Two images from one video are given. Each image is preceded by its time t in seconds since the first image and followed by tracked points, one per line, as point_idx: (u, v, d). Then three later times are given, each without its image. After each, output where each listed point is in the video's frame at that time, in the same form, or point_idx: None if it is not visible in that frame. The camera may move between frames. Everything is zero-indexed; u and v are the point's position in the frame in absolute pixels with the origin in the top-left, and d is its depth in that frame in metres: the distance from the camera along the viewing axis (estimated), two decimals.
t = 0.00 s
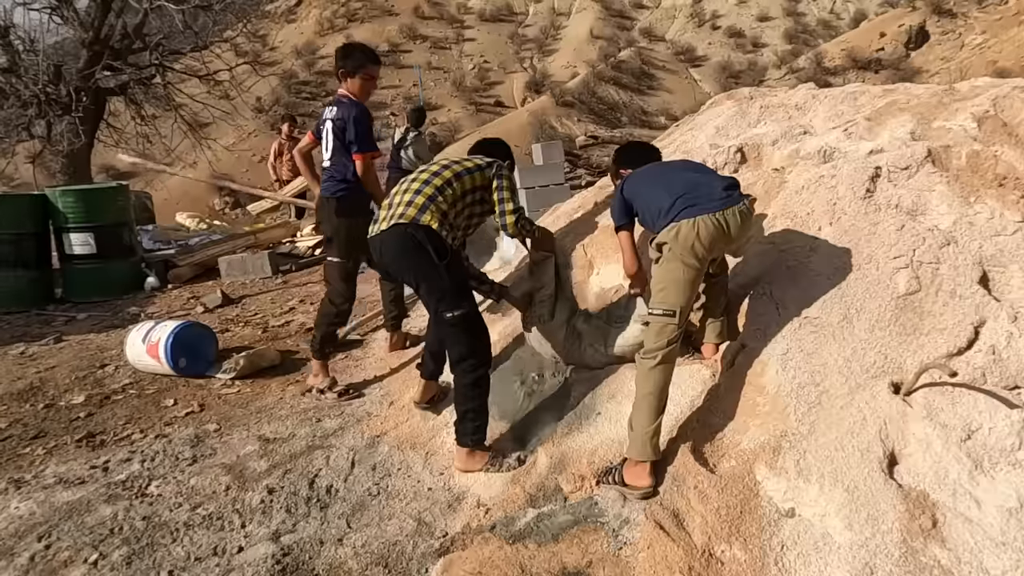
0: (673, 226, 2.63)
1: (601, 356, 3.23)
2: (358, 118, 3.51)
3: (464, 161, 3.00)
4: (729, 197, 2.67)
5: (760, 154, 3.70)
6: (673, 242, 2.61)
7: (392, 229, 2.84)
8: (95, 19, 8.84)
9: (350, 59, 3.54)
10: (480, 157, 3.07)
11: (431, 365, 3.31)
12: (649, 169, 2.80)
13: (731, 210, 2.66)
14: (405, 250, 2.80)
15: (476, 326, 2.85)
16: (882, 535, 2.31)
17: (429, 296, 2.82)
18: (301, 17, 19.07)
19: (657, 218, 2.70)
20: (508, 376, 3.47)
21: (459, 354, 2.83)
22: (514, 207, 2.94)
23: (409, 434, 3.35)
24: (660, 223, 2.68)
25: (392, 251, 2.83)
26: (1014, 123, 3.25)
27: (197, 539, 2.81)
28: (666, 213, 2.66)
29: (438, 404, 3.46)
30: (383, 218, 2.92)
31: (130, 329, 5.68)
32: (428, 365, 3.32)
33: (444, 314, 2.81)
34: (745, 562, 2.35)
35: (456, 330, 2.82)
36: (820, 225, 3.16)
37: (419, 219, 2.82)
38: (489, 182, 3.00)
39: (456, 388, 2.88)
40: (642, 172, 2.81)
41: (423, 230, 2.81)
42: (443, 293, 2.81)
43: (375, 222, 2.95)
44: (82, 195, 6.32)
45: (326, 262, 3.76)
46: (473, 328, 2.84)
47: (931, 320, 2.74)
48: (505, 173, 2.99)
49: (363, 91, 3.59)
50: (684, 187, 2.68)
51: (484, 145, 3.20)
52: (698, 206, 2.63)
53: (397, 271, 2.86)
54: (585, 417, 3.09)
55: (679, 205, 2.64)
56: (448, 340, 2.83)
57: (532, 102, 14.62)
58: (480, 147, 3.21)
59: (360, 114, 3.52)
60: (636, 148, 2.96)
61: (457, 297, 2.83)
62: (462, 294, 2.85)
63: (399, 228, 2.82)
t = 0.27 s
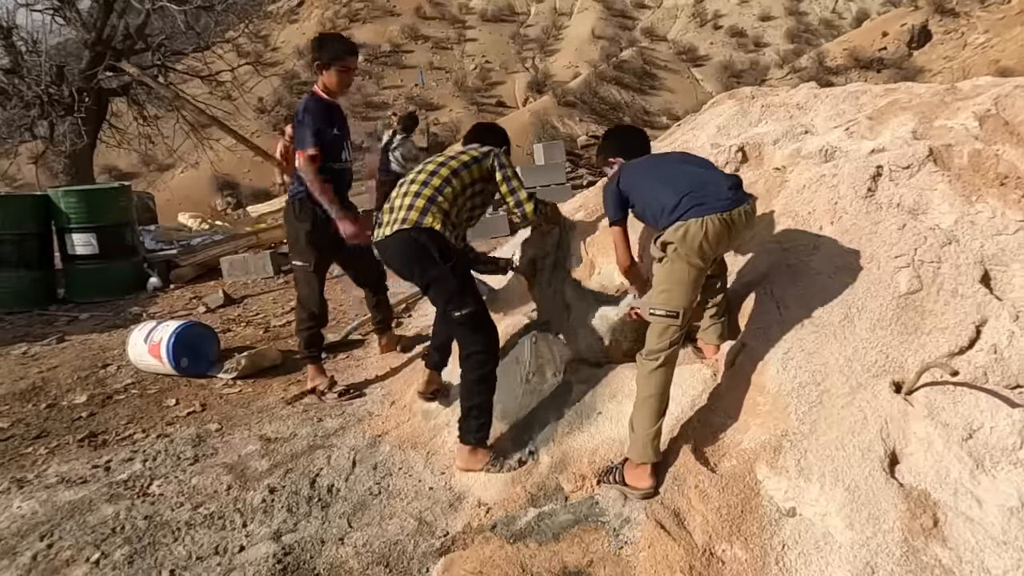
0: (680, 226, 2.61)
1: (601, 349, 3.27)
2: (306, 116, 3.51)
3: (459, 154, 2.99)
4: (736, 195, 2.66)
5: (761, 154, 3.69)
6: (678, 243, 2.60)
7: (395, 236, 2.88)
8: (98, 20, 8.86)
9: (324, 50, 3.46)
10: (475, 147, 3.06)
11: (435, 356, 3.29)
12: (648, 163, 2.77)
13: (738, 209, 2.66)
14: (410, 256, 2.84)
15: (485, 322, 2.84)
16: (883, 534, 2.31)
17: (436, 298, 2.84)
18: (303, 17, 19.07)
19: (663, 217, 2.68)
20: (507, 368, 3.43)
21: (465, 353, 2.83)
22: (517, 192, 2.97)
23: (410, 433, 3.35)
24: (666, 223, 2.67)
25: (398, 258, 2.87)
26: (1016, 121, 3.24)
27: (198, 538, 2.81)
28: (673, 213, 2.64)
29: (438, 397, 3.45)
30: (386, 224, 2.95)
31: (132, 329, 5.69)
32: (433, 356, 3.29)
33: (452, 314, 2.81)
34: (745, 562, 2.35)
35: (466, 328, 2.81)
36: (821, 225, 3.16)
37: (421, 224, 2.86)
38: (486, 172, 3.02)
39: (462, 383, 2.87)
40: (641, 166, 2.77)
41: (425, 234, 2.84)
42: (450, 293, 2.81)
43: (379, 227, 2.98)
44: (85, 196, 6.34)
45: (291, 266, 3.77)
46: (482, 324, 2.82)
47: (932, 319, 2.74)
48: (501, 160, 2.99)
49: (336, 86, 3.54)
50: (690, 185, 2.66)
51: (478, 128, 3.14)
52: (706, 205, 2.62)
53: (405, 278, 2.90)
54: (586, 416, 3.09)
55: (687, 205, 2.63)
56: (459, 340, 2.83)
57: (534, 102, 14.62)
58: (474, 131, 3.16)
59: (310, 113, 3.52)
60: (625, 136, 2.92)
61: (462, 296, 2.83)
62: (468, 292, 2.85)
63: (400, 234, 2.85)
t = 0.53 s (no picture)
0: (686, 227, 2.58)
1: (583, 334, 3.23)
2: (291, 115, 3.46)
3: (454, 154, 3.04)
4: (741, 195, 2.66)
5: (764, 153, 3.69)
6: (683, 245, 2.58)
7: (391, 237, 2.95)
8: (101, 21, 8.89)
9: (316, 47, 3.46)
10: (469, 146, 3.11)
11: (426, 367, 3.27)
12: (645, 150, 2.70)
13: (743, 211, 2.67)
14: (404, 256, 2.91)
15: (476, 321, 2.92)
16: (887, 534, 2.30)
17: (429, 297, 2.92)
18: (305, 18, 19.08)
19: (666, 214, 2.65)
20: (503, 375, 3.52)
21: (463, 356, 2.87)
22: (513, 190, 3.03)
23: (413, 433, 3.35)
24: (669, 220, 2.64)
25: (394, 258, 2.95)
26: (1020, 120, 3.23)
27: (203, 538, 2.81)
28: (680, 212, 2.61)
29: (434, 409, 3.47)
30: (382, 226, 3.02)
31: (136, 329, 5.70)
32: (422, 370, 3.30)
33: (443, 312, 2.90)
34: (749, 562, 2.35)
35: (457, 327, 2.89)
36: (824, 224, 3.16)
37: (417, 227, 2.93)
38: (481, 172, 3.06)
39: (456, 381, 2.91)
40: (640, 154, 2.70)
41: (421, 236, 2.92)
42: (443, 292, 2.89)
43: (375, 227, 3.05)
44: (88, 196, 6.35)
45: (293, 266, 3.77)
46: (473, 322, 2.91)
47: (936, 319, 2.73)
48: (496, 161, 3.04)
49: (326, 85, 3.56)
50: (692, 180, 2.63)
51: (473, 125, 3.18)
52: (711, 204, 2.59)
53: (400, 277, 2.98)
54: (588, 417, 3.09)
55: (692, 203, 2.60)
56: (450, 337, 2.91)
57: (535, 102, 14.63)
58: (469, 128, 3.21)
59: (296, 111, 3.47)
60: (613, 117, 2.84)
61: (454, 294, 2.90)
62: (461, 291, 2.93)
63: (396, 235, 2.93)
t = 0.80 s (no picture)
0: (687, 228, 2.58)
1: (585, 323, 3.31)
2: (291, 118, 3.46)
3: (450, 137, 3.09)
4: (742, 195, 2.67)
5: (767, 153, 3.68)
6: (685, 245, 2.57)
7: (379, 209, 2.97)
8: (104, 22, 8.91)
9: (319, 47, 3.45)
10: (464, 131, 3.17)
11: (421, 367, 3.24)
12: (650, 145, 2.65)
13: (748, 212, 2.68)
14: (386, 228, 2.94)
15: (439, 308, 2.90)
16: (891, 534, 2.30)
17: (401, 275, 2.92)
18: (307, 18, 19.10)
19: (671, 213, 2.64)
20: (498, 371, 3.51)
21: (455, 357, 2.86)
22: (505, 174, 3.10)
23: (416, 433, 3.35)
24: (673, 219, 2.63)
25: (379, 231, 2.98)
26: None
27: (206, 538, 2.82)
28: (686, 213, 2.60)
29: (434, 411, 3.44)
30: (374, 198, 3.03)
31: (139, 329, 5.71)
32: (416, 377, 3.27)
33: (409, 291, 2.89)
34: (753, 562, 2.35)
35: (419, 306, 2.87)
36: (827, 224, 3.16)
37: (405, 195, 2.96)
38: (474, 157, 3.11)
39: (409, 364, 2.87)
40: (646, 148, 2.66)
41: (408, 208, 2.94)
42: (415, 271, 2.90)
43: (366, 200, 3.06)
44: (90, 196, 6.37)
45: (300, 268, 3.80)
46: (438, 307, 2.90)
47: (940, 319, 2.73)
48: (488, 146, 3.11)
49: (326, 85, 3.55)
50: (698, 179, 2.62)
51: (465, 116, 3.26)
52: (715, 205, 2.59)
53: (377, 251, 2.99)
54: (592, 416, 3.09)
55: (697, 203, 2.60)
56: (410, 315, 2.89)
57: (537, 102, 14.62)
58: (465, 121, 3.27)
59: (297, 113, 3.47)
60: (612, 106, 2.74)
61: (425, 274, 2.90)
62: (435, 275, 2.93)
63: (387, 206, 2.94)
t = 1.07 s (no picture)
0: (691, 227, 2.58)
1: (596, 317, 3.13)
2: (294, 118, 3.46)
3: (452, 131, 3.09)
4: (745, 195, 2.67)
5: (769, 152, 3.69)
6: (688, 244, 2.58)
7: (377, 199, 2.96)
8: (106, 22, 8.92)
9: (322, 47, 3.44)
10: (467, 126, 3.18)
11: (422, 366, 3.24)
12: (655, 147, 2.64)
13: (750, 212, 2.68)
14: (377, 221, 2.93)
15: (419, 306, 2.94)
16: (895, 534, 2.29)
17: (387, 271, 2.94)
18: (308, 18, 19.12)
19: (673, 215, 2.63)
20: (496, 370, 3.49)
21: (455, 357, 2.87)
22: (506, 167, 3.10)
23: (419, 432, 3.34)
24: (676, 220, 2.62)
25: (372, 223, 2.96)
26: None
27: (209, 538, 2.82)
28: (687, 215, 2.59)
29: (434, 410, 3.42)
30: (375, 188, 3.02)
31: (141, 329, 5.72)
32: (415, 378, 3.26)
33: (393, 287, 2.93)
34: (756, 562, 2.35)
35: (399, 305, 2.93)
36: (830, 222, 3.15)
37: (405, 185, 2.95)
38: (476, 150, 3.11)
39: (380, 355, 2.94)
40: (650, 151, 2.64)
41: (404, 200, 2.92)
42: (401, 268, 2.92)
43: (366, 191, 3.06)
44: (93, 196, 6.37)
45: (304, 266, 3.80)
46: (418, 308, 2.94)
47: (942, 318, 2.72)
48: (491, 140, 3.10)
49: (328, 85, 3.54)
50: (700, 181, 2.61)
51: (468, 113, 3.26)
52: (717, 206, 2.59)
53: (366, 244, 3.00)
54: (595, 415, 3.09)
55: (698, 204, 2.59)
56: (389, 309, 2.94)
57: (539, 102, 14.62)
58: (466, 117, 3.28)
59: (299, 113, 3.47)
60: (622, 112, 2.72)
61: (411, 272, 2.93)
62: (419, 273, 2.95)
63: (386, 197, 2.92)
